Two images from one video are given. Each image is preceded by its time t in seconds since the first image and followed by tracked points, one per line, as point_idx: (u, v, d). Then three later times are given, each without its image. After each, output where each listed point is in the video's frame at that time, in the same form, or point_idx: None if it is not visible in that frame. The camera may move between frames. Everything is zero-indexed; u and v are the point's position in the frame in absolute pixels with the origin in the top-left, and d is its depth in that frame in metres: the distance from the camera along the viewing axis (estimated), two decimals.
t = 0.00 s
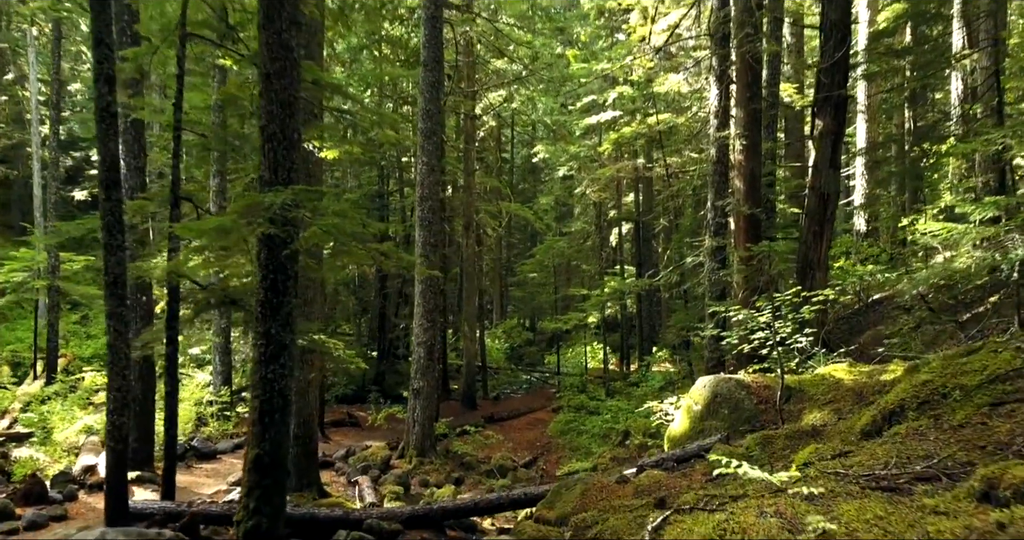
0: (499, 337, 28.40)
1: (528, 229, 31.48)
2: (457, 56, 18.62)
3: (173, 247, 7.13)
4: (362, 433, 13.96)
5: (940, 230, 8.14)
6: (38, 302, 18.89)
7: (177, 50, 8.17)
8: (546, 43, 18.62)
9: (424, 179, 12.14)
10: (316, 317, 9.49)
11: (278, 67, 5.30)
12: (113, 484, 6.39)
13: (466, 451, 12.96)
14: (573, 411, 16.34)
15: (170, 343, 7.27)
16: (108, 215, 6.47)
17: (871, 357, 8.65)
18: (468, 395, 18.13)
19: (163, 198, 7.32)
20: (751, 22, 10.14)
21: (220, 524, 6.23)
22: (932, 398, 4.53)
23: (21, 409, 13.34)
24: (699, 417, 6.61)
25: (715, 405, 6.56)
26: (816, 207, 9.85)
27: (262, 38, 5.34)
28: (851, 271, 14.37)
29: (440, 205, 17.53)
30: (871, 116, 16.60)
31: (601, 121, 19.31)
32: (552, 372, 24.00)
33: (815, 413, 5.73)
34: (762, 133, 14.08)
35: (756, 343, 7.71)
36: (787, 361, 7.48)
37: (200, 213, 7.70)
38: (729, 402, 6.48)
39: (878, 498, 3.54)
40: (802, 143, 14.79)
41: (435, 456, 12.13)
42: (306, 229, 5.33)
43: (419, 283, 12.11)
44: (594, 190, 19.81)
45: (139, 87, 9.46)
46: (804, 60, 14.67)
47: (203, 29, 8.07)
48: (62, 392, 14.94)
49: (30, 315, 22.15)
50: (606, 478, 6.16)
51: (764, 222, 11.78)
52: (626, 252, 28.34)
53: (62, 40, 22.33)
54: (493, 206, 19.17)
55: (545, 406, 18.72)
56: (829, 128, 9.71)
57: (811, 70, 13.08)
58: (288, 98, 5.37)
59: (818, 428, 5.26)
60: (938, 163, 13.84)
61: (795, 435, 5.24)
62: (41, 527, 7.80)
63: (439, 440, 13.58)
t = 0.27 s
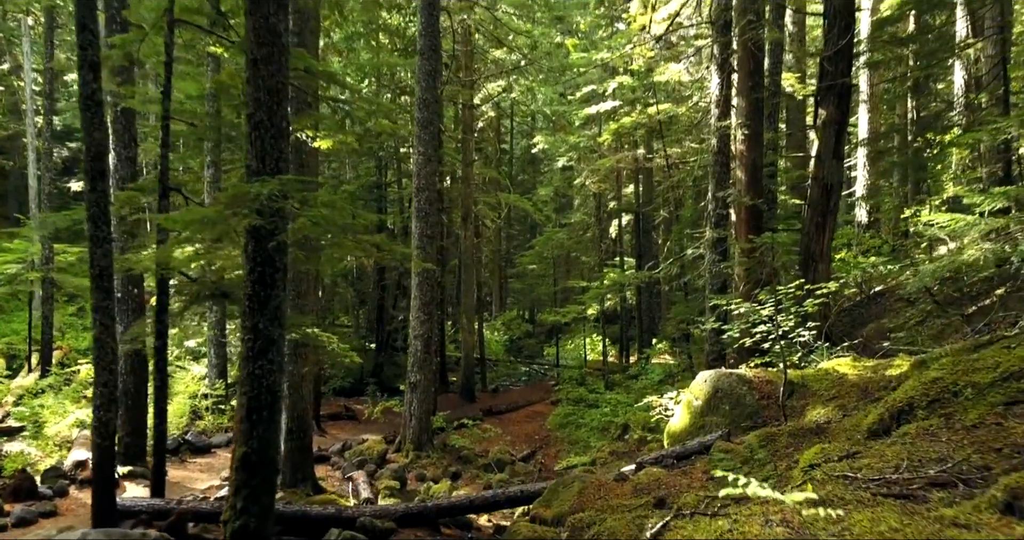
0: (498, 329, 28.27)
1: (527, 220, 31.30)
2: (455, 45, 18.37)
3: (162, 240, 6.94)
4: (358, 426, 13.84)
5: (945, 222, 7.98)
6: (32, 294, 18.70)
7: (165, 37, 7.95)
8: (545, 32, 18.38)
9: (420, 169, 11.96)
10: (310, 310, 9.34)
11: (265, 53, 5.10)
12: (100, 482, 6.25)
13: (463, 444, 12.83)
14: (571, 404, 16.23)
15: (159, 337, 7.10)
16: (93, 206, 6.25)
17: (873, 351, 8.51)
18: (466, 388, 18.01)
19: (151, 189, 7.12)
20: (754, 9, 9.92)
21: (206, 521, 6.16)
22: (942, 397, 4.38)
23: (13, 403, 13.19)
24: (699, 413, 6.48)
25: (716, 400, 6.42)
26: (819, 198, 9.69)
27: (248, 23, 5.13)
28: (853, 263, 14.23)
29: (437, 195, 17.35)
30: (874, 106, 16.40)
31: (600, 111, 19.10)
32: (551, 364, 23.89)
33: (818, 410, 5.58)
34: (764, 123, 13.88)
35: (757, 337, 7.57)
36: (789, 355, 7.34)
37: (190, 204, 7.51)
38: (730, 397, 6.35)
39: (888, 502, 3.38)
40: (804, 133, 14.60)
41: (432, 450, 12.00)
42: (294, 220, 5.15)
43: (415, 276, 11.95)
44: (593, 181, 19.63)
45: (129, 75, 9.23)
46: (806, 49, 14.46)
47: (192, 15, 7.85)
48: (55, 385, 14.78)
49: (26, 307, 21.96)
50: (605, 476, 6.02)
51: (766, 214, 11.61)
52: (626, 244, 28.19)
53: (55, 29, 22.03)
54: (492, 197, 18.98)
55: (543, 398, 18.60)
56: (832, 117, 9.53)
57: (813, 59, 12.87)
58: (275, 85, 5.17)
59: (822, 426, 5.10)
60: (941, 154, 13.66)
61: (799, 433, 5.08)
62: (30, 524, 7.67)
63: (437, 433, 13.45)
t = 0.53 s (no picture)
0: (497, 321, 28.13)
1: (526, 211, 31.11)
2: (453, 34, 18.14)
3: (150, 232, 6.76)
4: (355, 419, 13.72)
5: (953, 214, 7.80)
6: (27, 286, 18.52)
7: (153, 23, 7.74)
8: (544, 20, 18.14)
9: (417, 159, 11.77)
10: (304, 303, 9.18)
11: (251, 38, 4.90)
12: (87, 480, 6.10)
13: (461, 438, 12.71)
14: (570, 396, 16.10)
15: (148, 332, 6.93)
16: (78, 197, 6.05)
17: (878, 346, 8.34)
18: (465, 380, 17.89)
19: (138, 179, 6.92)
20: None
21: (191, 518, 6.10)
22: (953, 395, 4.22)
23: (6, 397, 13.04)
24: (700, 408, 6.33)
25: (717, 395, 6.27)
26: (822, 189, 9.51)
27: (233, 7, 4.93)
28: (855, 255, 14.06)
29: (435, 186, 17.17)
30: (877, 95, 16.19)
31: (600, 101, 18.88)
32: (550, 356, 23.77)
33: (822, 407, 5.43)
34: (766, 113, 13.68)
35: (759, 331, 7.42)
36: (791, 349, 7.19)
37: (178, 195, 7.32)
38: (732, 393, 6.20)
39: (896, 502, 3.21)
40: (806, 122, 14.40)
41: (429, 444, 11.87)
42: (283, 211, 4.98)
43: (412, 268, 11.78)
44: (593, 171, 19.43)
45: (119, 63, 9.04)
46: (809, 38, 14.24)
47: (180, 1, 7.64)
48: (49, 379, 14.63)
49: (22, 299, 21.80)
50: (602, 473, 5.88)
51: (767, 205, 11.45)
52: (626, 236, 28.05)
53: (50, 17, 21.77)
54: (490, 188, 18.80)
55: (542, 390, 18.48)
56: (836, 106, 9.34)
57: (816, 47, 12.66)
58: (262, 72, 4.98)
59: (827, 423, 4.93)
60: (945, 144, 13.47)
61: (802, 431, 4.93)
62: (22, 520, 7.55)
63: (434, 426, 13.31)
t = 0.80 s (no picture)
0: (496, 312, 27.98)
1: (526, 202, 30.87)
2: (451, 21, 17.85)
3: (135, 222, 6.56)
4: (351, 412, 13.58)
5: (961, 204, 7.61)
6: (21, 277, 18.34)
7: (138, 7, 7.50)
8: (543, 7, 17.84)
9: (412, 148, 11.53)
10: (296, 296, 8.99)
11: (233, 20, 4.69)
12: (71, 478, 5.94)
13: (458, 431, 12.57)
14: (569, 388, 15.95)
15: (134, 325, 6.74)
16: (58, 186, 5.84)
17: (883, 339, 8.17)
18: (463, 372, 17.74)
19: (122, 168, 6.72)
20: None
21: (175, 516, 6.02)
22: (967, 395, 4.05)
23: None
24: (700, 403, 6.17)
25: (718, 391, 6.11)
26: (825, 178, 9.31)
27: None
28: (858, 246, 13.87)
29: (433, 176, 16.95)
30: (880, 83, 15.94)
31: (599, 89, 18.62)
32: (549, 347, 23.64)
33: (826, 404, 5.26)
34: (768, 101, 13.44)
35: (761, 324, 7.24)
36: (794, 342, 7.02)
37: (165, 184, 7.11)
38: (733, 388, 6.04)
39: (912, 512, 3.03)
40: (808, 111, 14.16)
41: (426, 437, 11.73)
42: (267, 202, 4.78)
43: (408, 259, 11.59)
44: (593, 161, 19.20)
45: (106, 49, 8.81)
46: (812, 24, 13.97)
47: None
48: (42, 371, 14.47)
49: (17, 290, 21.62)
50: (600, 470, 5.72)
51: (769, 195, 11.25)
52: (625, 225, 27.86)
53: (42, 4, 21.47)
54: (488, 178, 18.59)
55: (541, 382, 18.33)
56: (840, 94, 9.13)
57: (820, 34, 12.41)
58: (245, 56, 4.76)
59: (832, 421, 4.76)
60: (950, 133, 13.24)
61: (807, 429, 4.76)
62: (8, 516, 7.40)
63: (431, 419, 13.16)
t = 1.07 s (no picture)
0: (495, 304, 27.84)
1: (525, 193, 30.68)
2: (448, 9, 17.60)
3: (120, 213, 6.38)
4: (348, 406, 13.44)
5: (968, 195, 7.45)
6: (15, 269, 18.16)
7: None
8: None
9: (408, 139, 11.34)
10: (290, 289, 8.83)
11: (216, 2, 4.49)
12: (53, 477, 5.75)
13: (455, 425, 12.44)
14: (568, 382, 15.82)
15: (121, 319, 6.58)
16: (40, 176, 5.67)
17: (886, 333, 8.02)
18: (461, 365, 17.60)
19: (107, 157, 6.52)
20: None
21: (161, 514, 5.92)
22: (982, 396, 3.89)
23: None
24: (701, 400, 6.02)
25: (719, 387, 5.97)
26: (829, 168, 9.14)
27: None
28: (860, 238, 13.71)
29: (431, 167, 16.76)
30: (884, 73, 15.72)
31: (599, 79, 18.40)
32: (548, 340, 23.51)
33: (831, 402, 5.11)
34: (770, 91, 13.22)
35: (763, 318, 7.07)
36: (796, 337, 6.87)
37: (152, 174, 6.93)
38: (734, 384, 5.89)
39: (930, 525, 2.86)
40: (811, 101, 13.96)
41: (423, 431, 11.58)
42: (254, 193, 4.60)
43: (404, 251, 11.42)
44: (592, 152, 19.01)
45: (94, 36, 8.61)
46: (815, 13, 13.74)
47: None
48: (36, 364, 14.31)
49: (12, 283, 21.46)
50: (597, 469, 5.58)
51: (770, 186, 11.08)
52: (625, 217, 27.70)
53: None
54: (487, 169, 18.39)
55: (540, 375, 18.22)
56: (844, 82, 8.94)
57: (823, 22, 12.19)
58: (229, 41, 4.58)
59: (838, 420, 4.62)
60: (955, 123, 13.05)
61: (811, 428, 4.59)
62: None
63: (428, 413, 13.03)
